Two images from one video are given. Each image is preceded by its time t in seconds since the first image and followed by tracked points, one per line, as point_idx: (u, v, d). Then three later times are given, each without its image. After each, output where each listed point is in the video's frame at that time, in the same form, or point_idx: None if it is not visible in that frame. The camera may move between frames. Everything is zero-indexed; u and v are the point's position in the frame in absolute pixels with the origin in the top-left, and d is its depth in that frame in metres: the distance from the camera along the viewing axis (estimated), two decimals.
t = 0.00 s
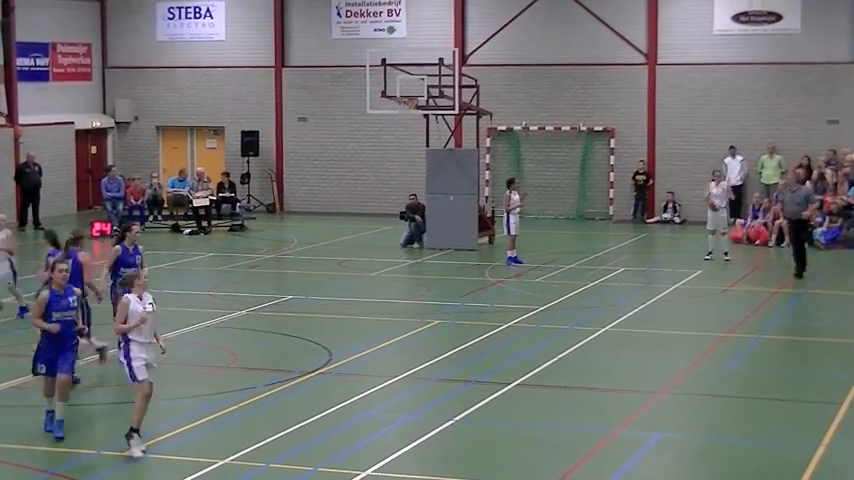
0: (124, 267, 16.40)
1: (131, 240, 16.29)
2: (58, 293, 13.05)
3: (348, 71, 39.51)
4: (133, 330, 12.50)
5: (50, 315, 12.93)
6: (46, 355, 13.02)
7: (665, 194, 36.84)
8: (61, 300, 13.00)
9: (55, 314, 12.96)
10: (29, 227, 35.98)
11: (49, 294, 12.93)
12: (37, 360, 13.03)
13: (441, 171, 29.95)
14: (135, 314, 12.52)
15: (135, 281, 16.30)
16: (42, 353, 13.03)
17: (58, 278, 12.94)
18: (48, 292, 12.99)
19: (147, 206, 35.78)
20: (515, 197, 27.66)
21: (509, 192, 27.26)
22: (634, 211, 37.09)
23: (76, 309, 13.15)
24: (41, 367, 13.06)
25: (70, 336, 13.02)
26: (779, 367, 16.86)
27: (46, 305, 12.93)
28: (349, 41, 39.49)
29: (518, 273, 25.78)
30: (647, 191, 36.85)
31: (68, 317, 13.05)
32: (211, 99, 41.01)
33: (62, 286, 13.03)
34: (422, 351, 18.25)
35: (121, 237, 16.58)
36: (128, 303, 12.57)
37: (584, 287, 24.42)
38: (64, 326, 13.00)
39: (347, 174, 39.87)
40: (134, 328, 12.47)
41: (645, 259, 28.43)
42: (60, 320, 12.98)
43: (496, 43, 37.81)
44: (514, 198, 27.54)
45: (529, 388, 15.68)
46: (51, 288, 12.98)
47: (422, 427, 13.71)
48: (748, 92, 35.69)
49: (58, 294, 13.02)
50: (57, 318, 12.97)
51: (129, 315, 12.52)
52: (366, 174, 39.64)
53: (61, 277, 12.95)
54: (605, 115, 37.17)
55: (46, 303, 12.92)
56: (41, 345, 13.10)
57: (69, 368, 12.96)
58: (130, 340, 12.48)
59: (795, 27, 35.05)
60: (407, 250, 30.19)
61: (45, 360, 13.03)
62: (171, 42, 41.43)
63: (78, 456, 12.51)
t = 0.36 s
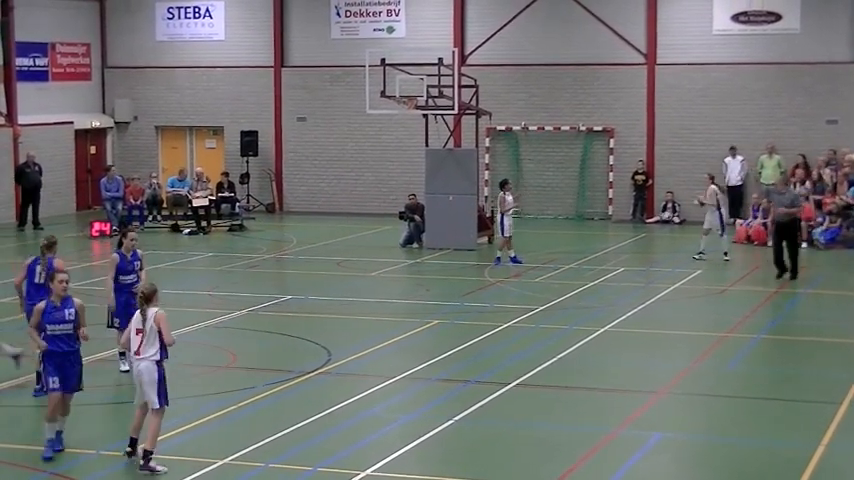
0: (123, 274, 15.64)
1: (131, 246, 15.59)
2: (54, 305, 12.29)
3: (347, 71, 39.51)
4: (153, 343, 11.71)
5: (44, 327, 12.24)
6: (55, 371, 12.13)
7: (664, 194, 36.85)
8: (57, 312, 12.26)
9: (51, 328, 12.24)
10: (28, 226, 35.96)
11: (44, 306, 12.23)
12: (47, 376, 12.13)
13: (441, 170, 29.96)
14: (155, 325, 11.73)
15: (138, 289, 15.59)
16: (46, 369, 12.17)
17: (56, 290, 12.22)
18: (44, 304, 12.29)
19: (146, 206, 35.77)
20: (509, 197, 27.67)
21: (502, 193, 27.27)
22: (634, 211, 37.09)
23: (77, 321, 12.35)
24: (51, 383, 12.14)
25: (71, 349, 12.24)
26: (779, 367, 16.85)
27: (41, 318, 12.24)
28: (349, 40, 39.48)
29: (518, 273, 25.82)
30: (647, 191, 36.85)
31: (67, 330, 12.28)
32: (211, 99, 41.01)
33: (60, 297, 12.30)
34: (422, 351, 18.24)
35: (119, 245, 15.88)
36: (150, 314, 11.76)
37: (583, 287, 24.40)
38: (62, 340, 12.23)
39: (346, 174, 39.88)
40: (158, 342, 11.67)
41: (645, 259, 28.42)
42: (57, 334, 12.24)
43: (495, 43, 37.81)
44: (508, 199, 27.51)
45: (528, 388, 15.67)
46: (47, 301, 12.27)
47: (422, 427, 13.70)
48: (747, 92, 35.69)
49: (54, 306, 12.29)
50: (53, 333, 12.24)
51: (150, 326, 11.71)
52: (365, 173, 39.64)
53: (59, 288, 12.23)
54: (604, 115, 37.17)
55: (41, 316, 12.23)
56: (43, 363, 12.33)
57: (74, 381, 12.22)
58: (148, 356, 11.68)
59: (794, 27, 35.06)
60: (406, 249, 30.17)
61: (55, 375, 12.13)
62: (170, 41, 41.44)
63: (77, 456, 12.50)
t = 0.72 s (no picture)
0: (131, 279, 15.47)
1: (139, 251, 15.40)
2: (59, 317, 11.70)
3: (346, 71, 39.50)
4: (168, 358, 11.06)
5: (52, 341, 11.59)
6: (59, 384, 11.55)
7: (664, 194, 36.86)
8: (63, 325, 11.66)
9: (58, 342, 11.59)
10: (28, 226, 35.95)
11: (51, 319, 11.60)
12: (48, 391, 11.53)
13: (440, 170, 29.97)
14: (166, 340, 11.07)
15: (141, 297, 15.40)
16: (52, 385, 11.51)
17: (60, 300, 11.64)
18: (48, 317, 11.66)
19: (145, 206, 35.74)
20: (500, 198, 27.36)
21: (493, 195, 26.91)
22: (634, 211, 37.08)
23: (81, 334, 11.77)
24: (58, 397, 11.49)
25: (77, 364, 11.63)
26: (779, 367, 16.82)
27: (48, 331, 11.59)
28: (348, 41, 39.48)
29: (518, 273, 25.84)
30: (646, 191, 36.85)
31: (74, 343, 11.69)
32: (210, 99, 41.01)
33: (63, 309, 11.71)
34: (422, 351, 18.25)
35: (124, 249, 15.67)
36: (159, 329, 11.08)
37: (582, 287, 24.41)
38: (69, 354, 11.61)
39: (346, 175, 39.88)
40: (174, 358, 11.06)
41: (644, 259, 28.40)
42: (63, 348, 11.60)
43: (495, 43, 37.82)
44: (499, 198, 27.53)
45: (528, 388, 15.65)
46: (51, 313, 11.65)
47: (421, 427, 13.68)
48: (747, 92, 35.69)
49: (59, 319, 11.68)
50: (59, 347, 11.59)
51: (163, 340, 11.03)
52: (365, 173, 39.64)
53: (62, 298, 11.65)
54: (603, 115, 37.17)
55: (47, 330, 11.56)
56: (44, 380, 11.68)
57: (81, 397, 11.53)
58: (164, 372, 11.05)
59: (794, 26, 35.07)
60: (406, 249, 30.17)
61: (56, 391, 11.53)
62: (169, 41, 41.46)
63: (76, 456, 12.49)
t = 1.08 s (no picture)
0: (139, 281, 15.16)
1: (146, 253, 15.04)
2: (63, 327, 11.17)
3: (346, 71, 39.50)
4: (175, 362, 10.93)
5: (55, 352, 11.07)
6: (68, 397, 11.06)
7: (664, 194, 36.86)
8: (67, 336, 11.15)
9: (60, 353, 11.10)
10: (28, 226, 35.95)
11: (54, 329, 11.08)
12: (58, 404, 11.02)
13: (440, 170, 29.98)
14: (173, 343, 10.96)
15: (150, 297, 15.10)
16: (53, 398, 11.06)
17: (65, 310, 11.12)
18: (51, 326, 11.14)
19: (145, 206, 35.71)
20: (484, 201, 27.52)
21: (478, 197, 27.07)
22: (634, 212, 37.06)
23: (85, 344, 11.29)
24: (64, 411, 11.05)
25: (81, 376, 11.18)
26: (779, 368, 16.81)
27: (50, 342, 11.08)
28: (348, 41, 39.48)
29: (519, 273, 25.85)
30: (646, 191, 36.84)
31: (77, 354, 11.19)
32: (210, 99, 41.01)
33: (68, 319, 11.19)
34: (422, 351, 18.25)
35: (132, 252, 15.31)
36: (166, 331, 10.95)
37: (582, 287, 24.41)
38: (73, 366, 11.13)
39: (346, 175, 39.87)
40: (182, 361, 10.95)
41: (644, 259, 28.40)
42: (66, 360, 11.12)
43: (495, 43, 37.82)
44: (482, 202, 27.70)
45: (528, 388, 15.65)
46: (54, 323, 11.13)
47: (421, 427, 13.68)
48: (747, 93, 35.69)
49: (62, 329, 11.16)
50: (61, 358, 11.11)
51: (171, 343, 10.92)
52: (364, 173, 39.64)
53: (69, 308, 11.13)
54: (603, 115, 37.17)
55: (49, 341, 11.05)
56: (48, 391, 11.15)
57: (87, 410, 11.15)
58: (172, 375, 10.88)
59: (794, 26, 35.08)
60: (406, 250, 30.17)
61: (65, 403, 11.05)
62: (169, 41, 41.47)
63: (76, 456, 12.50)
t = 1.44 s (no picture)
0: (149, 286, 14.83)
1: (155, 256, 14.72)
2: (60, 337, 10.75)
3: (347, 71, 39.51)
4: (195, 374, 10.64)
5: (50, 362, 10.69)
6: (62, 410, 10.66)
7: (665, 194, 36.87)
8: (64, 346, 10.73)
9: (56, 363, 10.71)
10: (30, 227, 35.98)
11: (49, 339, 10.68)
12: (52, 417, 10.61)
13: (441, 170, 29.98)
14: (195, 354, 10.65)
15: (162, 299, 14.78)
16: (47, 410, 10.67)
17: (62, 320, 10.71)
18: (47, 335, 10.75)
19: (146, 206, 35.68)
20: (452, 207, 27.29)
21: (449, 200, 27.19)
22: (635, 212, 37.05)
23: (85, 354, 10.86)
24: (56, 425, 10.63)
25: (79, 387, 10.77)
26: (780, 368, 16.81)
27: (45, 351, 10.70)
28: (350, 41, 39.48)
29: (520, 273, 25.85)
30: (648, 191, 36.83)
31: (74, 365, 10.77)
32: (212, 99, 41.02)
33: (67, 329, 10.77)
34: (424, 351, 18.27)
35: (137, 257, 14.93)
36: (189, 342, 10.62)
37: (583, 287, 24.41)
38: (69, 376, 10.72)
39: (347, 175, 39.86)
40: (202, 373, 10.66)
41: (645, 259, 28.40)
42: (62, 370, 10.71)
43: (496, 43, 37.82)
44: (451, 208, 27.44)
45: (529, 388, 15.65)
46: (51, 332, 10.74)
47: (422, 427, 13.70)
48: (748, 93, 35.69)
49: (59, 339, 10.75)
50: (57, 368, 10.72)
51: (193, 355, 10.60)
52: (366, 174, 39.62)
53: (67, 317, 10.71)
54: (604, 116, 37.17)
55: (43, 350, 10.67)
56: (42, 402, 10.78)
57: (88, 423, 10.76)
58: (191, 388, 10.60)
59: (795, 27, 35.05)
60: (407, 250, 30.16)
61: (60, 416, 10.64)
62: (170, 42, 41.48)
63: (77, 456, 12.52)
